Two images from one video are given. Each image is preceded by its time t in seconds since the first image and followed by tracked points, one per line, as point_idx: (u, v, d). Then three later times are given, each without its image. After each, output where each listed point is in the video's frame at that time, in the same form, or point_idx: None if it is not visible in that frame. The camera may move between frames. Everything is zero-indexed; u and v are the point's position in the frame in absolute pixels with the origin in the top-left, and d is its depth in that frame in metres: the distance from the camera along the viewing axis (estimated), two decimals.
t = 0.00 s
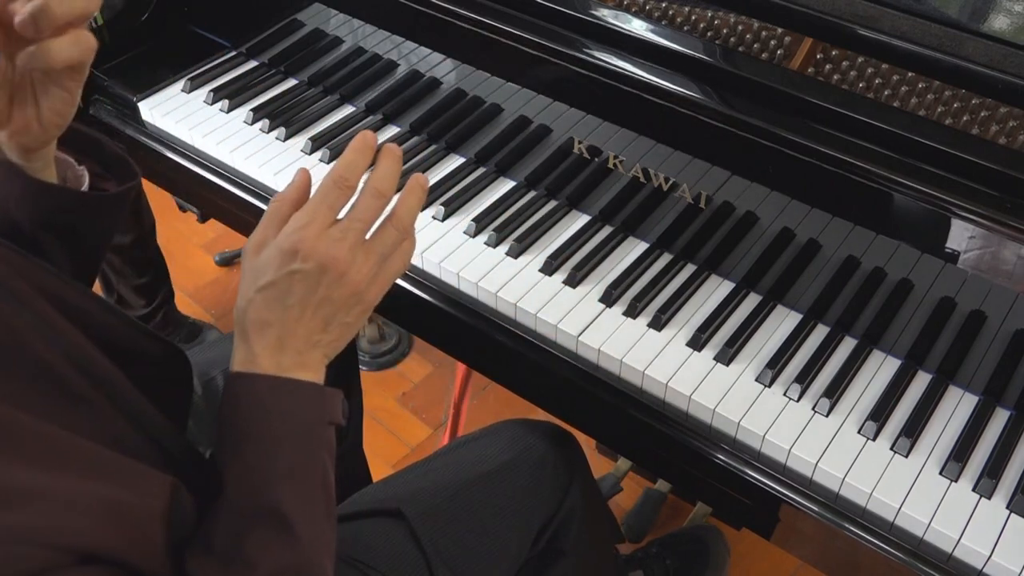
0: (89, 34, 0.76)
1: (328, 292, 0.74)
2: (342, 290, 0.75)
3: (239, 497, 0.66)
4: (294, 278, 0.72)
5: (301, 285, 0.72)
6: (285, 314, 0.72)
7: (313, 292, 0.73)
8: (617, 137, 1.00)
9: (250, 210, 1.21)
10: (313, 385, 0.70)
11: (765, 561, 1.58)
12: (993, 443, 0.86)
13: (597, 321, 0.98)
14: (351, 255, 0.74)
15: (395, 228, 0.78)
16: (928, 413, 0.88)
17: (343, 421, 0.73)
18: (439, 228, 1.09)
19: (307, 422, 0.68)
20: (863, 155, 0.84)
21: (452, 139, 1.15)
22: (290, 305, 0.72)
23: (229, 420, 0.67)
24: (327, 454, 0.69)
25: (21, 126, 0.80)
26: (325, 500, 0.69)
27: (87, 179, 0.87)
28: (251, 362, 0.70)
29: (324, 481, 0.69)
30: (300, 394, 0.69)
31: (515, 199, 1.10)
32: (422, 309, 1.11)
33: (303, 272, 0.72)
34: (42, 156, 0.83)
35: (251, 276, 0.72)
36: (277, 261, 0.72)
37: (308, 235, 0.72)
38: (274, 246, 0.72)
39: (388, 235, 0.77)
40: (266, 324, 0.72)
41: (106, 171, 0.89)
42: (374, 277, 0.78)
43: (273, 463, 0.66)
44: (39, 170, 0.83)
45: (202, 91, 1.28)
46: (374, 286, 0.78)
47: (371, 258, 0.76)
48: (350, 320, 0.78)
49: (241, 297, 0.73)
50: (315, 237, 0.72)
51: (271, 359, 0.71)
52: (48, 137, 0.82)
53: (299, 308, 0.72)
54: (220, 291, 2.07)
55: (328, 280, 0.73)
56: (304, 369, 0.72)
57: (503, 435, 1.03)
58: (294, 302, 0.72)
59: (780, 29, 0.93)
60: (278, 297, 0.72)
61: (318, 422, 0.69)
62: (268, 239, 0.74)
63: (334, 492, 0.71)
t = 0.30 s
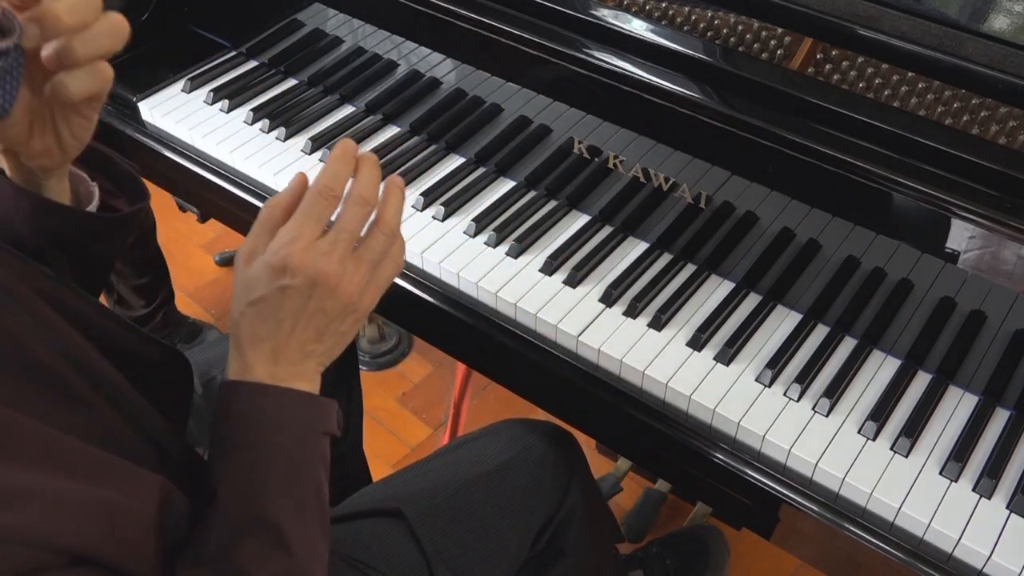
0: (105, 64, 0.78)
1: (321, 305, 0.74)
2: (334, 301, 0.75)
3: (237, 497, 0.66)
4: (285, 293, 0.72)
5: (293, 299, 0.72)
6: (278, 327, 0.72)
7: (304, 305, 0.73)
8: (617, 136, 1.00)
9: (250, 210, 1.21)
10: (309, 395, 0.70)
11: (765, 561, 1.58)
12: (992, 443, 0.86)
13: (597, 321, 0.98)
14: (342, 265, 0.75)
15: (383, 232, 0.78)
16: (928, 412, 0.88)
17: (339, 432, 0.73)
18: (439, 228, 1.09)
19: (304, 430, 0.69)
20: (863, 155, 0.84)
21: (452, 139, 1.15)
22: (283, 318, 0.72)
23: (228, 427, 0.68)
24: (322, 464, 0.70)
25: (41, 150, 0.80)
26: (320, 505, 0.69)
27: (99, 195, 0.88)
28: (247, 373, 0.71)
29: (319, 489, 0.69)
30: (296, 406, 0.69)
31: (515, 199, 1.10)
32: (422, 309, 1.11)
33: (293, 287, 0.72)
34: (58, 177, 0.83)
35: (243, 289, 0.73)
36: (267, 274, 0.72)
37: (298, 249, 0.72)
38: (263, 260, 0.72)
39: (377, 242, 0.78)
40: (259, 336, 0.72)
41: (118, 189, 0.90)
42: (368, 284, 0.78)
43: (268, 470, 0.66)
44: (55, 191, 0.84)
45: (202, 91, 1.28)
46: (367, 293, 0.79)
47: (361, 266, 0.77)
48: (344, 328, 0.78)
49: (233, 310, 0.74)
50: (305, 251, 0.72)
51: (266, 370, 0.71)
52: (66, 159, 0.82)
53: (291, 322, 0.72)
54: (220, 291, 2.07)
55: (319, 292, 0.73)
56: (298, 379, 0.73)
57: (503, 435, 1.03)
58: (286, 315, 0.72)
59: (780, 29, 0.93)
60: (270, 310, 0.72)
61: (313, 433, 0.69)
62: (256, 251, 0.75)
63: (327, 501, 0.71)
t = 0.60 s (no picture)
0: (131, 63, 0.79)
1: (333, 314, 0.74)
2: (346, 311, 0.75)
3: (237, 496, 0.66)
4: (297, 300, 0.72)
5: (306, 307, 0.73)
6: (289, 335, 0.72)
7: (316, 314, 0.74)
8: (617, 137, 1.00)
9: (250, 211, 1.22)
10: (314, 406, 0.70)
11: (765, 561, 1.58)
12: (993, 443, 0.86)
13: (597, 321, 0.98)
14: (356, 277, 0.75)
15: (398, 247, 0.80)
16: (928, 413, 0.88)
17: (344, 444, 0.73)
18: (439, 228, 1.09)
19: (306, 441, 0.68)
20: (863, 155, 0.84)
21: (452, 139, 1.15)
22: (293, 326, 0.73)
23: (231, 431, 0.68)
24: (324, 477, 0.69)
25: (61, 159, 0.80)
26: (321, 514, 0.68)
27: (119, 203, 0.88)
28: (255, 380, 0.71)
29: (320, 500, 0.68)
30: (300, 417, 0.69)
31: (515, 199, 1.10)
32: (422, 310, 1.11)
33: (306, 294, 0.72)
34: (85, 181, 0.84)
35: (255, 296, 0.73)
36: (281, 281, 0.73)
37: (312, 257, 0.73)
38: (277, 267, 0.73)
39: (389, 256, 0.79)
40: (269, 344, 0.72)
41: (137, 197, 0.89)
42: (379, 300, 0.79)
43: (269, 479, 0.66)
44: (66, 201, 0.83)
45: (202, 92, 1.28)
46: (379, 307, 0.79)
47: (374, 278, 0.78)
48: (354, 342, 0.78)
49: (245, 318, 0.74)
50: (319, 259, 0.73)
51: (274, 377, 0.71)
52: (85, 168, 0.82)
53: (302, 329, 0.73)
54: (220, 291, 2.07)
55: (331, 301, 0.74)
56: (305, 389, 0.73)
57: (503, 435, 1.03)
58: (297, 322, 0.73)
59: (780, 29, 0.93)
60: (282, 317, 0.73)
61: (315, 445, 0.69)
62: (270, 260, 0.76)
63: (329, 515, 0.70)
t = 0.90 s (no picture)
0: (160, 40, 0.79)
1: (324, 316, 0.74)
2: (337, 312, 0.75)
3: (234, 496, 0.66)
4: (289, 302, 0.72)
5: (296, 308, 0.73)
6: (280, 334, 0.73)
7: (307, 314, 0.73)
8: (617, 137, 1.01)
9: (249, 210, 1.22)
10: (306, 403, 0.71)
11: (765, 561, 1.58)
12: (993, 443, 0.86)
13: (597, 321, 0.98)
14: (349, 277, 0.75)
15: (392, 244, 0.79)
16: (928, 413, 0.88)
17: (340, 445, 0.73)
18: (439, 228, 1.09)
19: (302, 439, 0.69)
20: (863, 155, 0.84)
21: (452, 139, 1.15)
22: (284, 326, 0.73)
23: (227, 431, 0.68)
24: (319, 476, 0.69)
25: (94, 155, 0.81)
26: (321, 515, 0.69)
27: (138, 202, 0.88)
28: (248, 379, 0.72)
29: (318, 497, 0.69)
30: (295, 415, 0.69)
31: (515, 199, 1.10)
32: (422, 310, 1.11)
33: (296, 294, 0.72)
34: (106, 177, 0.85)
35: (247, 296, 0.74)
36: (273, 281, 0.73)
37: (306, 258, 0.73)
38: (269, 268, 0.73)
39: (382, 254, 0.78)
40: (261, 344, 0.73)
41: (155, 194, 0.89)
42: (372, 298, 0.79)
43: (266, 479, 0.66)
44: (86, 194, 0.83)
45: (202, 91, 1.27)
46: (371, 304, 0.79)
47: (367, 277, 0.77)
48: (345, 339, 0.78)
49: (236, 317, 0.75)
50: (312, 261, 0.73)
51: (266, 375, 0.72)
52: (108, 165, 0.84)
53: (293, 331, 0.73)
54: (220, 290, 2.07)
55: (322, 301, 0.74)
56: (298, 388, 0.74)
57: (502, 434, 1.03)
58: (287, 322, 0.73)
59: (780, 29, 0.93)
60: (272, 316, 0.73)
61: (311, 443, 0.69)
62: (264, 259, 0.76)
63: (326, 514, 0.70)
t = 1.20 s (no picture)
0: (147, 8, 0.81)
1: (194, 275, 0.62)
2: (121, 198, 0.55)
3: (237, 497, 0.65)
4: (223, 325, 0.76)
5: (57, 253, 0.51)
6: (76, 307, 0.53)
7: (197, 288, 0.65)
8: (617, 137, 1.01)
9: (250, 211, 1.22)
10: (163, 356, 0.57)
11: (765, 562, 1.58)
12: (993, 443, 0.86)
13: (597, 321, 0.98)
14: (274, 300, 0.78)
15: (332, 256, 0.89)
16: (927, 413, 0.87)
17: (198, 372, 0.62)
18: (439, 228, 1.09)
19: (167, 389, 0.57)
20: (863, 155, 0.84)
21: (452, 139, 1.15)
22: (54, 289, 0.52)
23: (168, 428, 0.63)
24: (203, 414, 0.60)
25: (112, 118, 0.75)
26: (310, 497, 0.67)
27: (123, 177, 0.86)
28: (87, 364, 0.55)
29: (215, 439, 0.59)
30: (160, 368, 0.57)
31: (515, 199, 1.10)
32: (422, 310, 1.11)
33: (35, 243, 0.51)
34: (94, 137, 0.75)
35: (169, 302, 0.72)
36: None
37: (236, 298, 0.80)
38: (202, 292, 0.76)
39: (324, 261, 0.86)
40: (55, 326, 0.54)
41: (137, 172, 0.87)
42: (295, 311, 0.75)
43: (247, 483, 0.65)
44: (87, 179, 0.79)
45: (202, 92, 1.27)
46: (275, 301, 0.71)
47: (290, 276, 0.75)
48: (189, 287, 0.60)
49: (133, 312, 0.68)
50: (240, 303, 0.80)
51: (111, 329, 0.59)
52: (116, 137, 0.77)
53: (93, 294, 0.54)
54: (220, 290, 2.07)
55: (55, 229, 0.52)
56: (144, 330, 0.57)
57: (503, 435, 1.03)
58: (49, 284, 0.52)
59: (780, 29, 0.93)
60: (31, 305, 0.52)
61: (176, 386, 0.58)
62: (1, 243, 0.51)
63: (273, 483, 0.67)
